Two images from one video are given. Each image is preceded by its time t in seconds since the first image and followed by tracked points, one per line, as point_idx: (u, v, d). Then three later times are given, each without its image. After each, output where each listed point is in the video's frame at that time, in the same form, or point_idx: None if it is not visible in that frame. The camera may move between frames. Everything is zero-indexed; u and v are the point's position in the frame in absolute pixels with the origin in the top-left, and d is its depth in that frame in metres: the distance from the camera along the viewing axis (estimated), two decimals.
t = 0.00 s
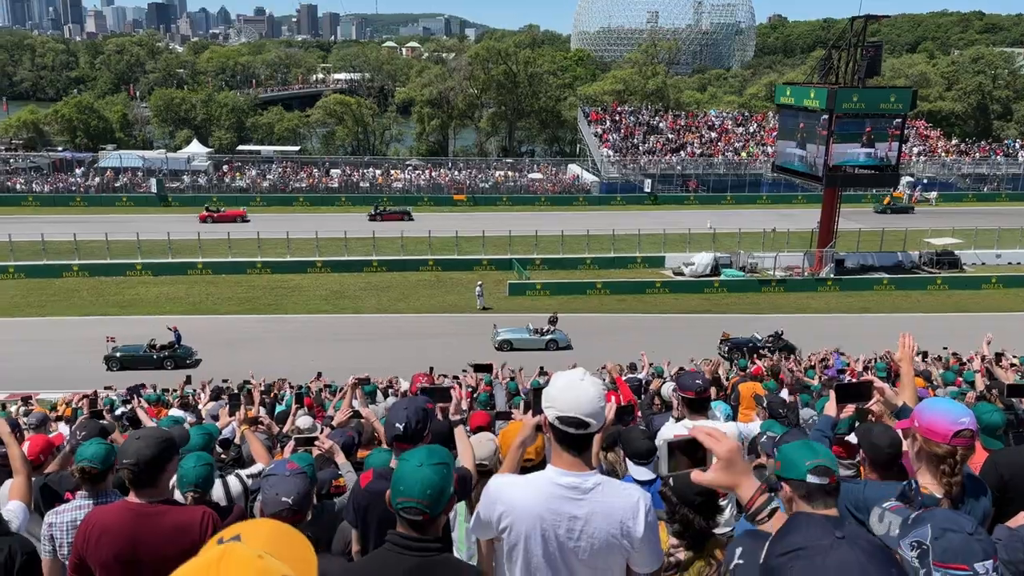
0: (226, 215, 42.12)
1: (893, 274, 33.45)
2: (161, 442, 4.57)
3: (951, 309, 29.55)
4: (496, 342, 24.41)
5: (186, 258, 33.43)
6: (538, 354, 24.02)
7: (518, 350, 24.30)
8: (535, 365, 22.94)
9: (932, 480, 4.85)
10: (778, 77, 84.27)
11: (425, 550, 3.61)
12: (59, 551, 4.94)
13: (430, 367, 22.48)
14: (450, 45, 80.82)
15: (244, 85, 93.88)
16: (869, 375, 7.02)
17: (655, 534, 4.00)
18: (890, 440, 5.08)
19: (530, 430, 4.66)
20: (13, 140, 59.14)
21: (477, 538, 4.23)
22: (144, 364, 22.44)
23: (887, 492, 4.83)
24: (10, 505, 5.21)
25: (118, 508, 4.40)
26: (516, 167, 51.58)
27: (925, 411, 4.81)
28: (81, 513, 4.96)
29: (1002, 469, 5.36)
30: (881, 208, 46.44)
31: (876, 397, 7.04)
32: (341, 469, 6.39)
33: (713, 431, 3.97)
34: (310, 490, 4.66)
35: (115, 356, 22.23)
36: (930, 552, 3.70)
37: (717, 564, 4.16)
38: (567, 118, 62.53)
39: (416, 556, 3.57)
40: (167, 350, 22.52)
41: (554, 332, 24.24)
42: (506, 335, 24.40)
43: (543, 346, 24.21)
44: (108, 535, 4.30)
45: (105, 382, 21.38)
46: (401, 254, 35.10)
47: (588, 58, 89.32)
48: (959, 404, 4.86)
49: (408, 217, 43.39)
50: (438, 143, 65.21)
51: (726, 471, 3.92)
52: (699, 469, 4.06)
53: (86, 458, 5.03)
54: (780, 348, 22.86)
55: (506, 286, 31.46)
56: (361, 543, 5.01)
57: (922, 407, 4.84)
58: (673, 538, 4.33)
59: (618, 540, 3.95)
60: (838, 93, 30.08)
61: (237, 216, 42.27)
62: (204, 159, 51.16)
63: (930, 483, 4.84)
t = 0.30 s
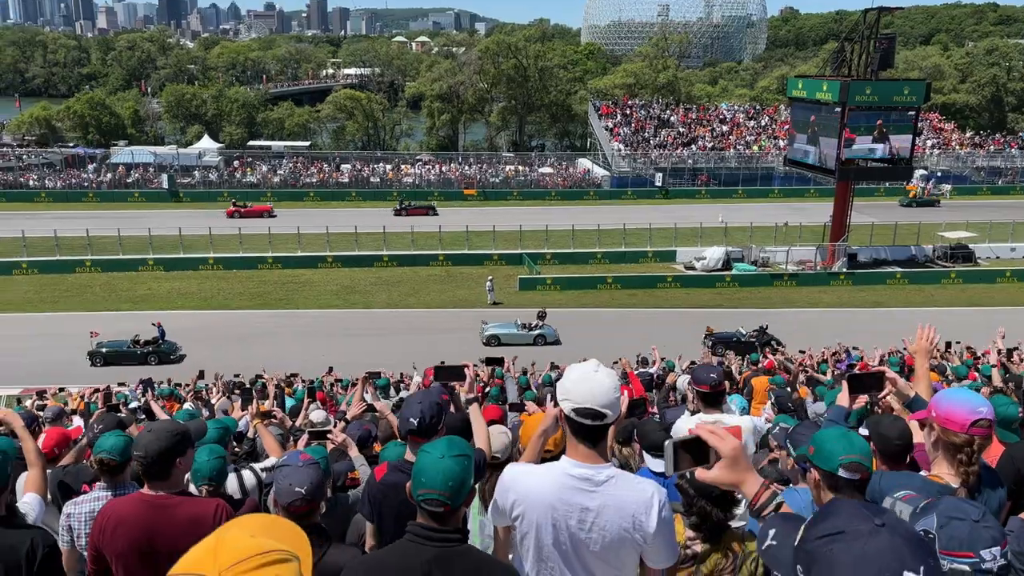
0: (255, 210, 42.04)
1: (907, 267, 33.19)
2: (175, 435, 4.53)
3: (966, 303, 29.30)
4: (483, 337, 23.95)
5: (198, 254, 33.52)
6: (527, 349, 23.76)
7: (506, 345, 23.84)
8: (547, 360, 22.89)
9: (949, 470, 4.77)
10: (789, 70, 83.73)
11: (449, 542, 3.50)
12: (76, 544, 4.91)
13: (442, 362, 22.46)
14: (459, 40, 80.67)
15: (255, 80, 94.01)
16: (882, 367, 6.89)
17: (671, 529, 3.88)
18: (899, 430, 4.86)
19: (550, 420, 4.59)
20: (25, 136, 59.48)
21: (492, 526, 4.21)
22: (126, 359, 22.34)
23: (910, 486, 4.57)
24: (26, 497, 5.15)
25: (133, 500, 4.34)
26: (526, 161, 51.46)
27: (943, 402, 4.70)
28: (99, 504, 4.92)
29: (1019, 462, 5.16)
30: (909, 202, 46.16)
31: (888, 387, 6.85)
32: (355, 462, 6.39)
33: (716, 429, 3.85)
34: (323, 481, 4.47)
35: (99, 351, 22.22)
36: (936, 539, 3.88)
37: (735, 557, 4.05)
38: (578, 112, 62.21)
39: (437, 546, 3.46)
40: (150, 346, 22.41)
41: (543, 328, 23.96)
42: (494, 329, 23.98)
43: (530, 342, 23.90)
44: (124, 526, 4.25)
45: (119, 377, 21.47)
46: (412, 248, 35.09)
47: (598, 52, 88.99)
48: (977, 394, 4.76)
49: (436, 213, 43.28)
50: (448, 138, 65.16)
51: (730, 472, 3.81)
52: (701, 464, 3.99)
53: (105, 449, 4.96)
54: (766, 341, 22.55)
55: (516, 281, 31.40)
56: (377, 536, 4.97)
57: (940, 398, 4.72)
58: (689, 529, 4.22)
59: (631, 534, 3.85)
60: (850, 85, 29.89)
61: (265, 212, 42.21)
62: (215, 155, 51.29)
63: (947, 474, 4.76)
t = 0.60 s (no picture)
0: (277, 204, 42.26)
1: (916, 259, 33.01)
2: (186, 432, 4.53)
3: (975, 295, 29.13)
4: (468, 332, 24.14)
5: (205, 250, 33.58)
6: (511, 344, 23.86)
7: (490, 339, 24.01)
8: (554, 355, 22.87)
9: (965, 463, 4.74)
10: (796, 62, 83.32)
11: (459, 540, 3.48)
12: (89, 540, 4.94)
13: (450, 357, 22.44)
14: (465, 34, 80.49)
15: (261, 75, 94.07)
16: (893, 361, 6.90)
17: (683, 525, 3.83)
18: (909, 421, 4.91)
19: (565, 414, 4.59)
20: (33, 133, 59.69)
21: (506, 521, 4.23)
22: (107, 355, 22.48)
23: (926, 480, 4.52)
24: (36, 495, 5.17)
25: (145, 497, 4.34)
26: (533, 155, 51.40)
27: (959, 394, 4.68)
28: (112, 501, 4.94)
29: None
30: (930, 193, 45.87)
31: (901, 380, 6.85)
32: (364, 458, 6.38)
33: (725, 430, 3.80)
34: (328, 477, 4.42)
35: (79, 348, 22.22)
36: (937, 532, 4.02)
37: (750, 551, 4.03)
38: (584, 105, 62.00)
39: (449, 544, 3.44)
40: (132, 342, 22.49)
41: (528, 322, 24.01)
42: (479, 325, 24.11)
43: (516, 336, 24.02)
44: (136, 523, 4.24)
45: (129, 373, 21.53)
46: (418, 243, 35.07)
47: (604, 45, 88.78)
48: (994, 387, 4.74)
49: (455, 207, 43.36)
50: (454, 132, 65.14)
51: (739, 471, 3.79)
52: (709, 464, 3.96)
53: (119, 446, 4.97)
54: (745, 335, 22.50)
55: (524, 275, 31.36)
56: (390, 534, 4.96)
57: (955, 391, 4.70)
58: (703, 524, 4.17)
59: (643, 529, 3.81)
60: (858, 77, 29.76)
61: (286, 206, 42.37)
62: (222, 151, 51.40)
63: (963, 467, 4.72)
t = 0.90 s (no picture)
0: (298, 200, 42.40)
1: (920, 252, 32.94)
2: (195, 430, 4.58)
3: (980, 287, 29.10)
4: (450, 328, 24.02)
5: (209, 247, 33.64)
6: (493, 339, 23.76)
7: (472, 336, 23.95)
8: (559, 349, 22.90)
9: (975, 461, 4.75)
10: (799, 54, 83.07)
11: (464, 539, 3.51)
12: (97, 540, 4.96)
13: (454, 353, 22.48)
14: (468, 29, 80.33)
15: (262, 71, 94.06)
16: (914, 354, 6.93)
17: (698, 522, 3.87)
18: (921, 415, 4.95)
19: (575, 413, 4.61)
20: (36, 132, 59.74)
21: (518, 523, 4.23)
22: (85, 355, 22.37)
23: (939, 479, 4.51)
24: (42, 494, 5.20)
25: (153, 498, 4.37)
26: (536, 150, 51.34)
27: (964, 393, 4.66)
28: (120, 500, 4.97)
29: None
30: (946, 184, 45.67)
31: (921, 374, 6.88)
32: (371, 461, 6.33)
33: (743, 434, 3.60)
34: (332, 476, 4.37)
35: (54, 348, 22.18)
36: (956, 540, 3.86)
37: (765, 549, 4.10)
38: (586, 99, 61.79)
39: (454, 546, 3.46)
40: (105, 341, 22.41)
41: (507, 317, 23.91)
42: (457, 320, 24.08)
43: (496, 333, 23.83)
44: (144, 524, 4.27)
45: (134, 371, 21.60)
46: (422, 239, 35.08)
47: (606, 39, 88.58)
48: (1002, 385, 4.72)
49: (474, 202, 43.35)
50: (457, 127, 65.17)
51: (761, 476, 3.60)
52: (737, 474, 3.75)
53: (129, 448, 5.00)
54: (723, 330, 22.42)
55: (527, 270, 31.36)
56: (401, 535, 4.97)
57: (960, 390, 4.68)
58: (718, 524, 4.21)
59: (658, 529, 3.84)
60: (861, 69, 29.69)
61: (307, 203, 42.53)
62: (225, 147, 51.49)
63: (974, 464, 4.75)
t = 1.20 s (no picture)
0: (312, 198, 42.25)
1: (921, 245, 32.85)
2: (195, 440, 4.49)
3: (981, 280, 29.03)
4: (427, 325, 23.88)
5: (208, 244, 33.55)
6: (471, 337, 23.62)
7: (450, 333, 23.77)
8: (559, 345, 22.85)
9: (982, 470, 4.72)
10: (799, 47, 82.85)
11: (457, 557, 3.41)
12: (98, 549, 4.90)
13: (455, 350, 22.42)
14: (466, 24, 80.14)
15: (261, 68, 93.86)
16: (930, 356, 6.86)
17: (708, 535, 3.85)
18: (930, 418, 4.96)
19: (580, 420, 4.53)
20: (35, 129, 59.52)
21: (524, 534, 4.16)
22: (53, 355, 22.14)
23: (948, 482, 4.46)
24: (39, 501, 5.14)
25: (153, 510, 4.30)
26: (535, 145, 51.22)
27: (971, 400, 4.72)
28: (121, 510, 4.91)
29: None
30: (958, 177, 45.48)
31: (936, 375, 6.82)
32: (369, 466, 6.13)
33: (757, 456, 3.29)
34: (335, 487, 4.25)
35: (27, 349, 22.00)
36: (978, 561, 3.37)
37: (776, 557, 4.07)
38: (586, 94, 61.60)
39: (452, 562, 3.41)
40: (76, 341, 22.20)
41: (485, 314, 23.75)
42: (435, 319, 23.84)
43: (473, 329, 23.73)
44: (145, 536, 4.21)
45: (134, 369, 21.54)
46: (422, 235, 34.99)
47: (605, 33, 88.41)
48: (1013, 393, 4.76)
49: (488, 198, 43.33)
50: (456, 123, 65.08)
51: (776, 501, 3.24)
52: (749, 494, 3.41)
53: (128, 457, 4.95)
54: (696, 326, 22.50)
55: (527, 266, 31.29)
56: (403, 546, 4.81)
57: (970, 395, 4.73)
58: (727, 531, 4.17)
59: (669, 539, 3.82)
60: (861, 62, 29.62)
61: (322, 200, 42.42)
62: (224, 144, 51.40)
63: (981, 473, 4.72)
